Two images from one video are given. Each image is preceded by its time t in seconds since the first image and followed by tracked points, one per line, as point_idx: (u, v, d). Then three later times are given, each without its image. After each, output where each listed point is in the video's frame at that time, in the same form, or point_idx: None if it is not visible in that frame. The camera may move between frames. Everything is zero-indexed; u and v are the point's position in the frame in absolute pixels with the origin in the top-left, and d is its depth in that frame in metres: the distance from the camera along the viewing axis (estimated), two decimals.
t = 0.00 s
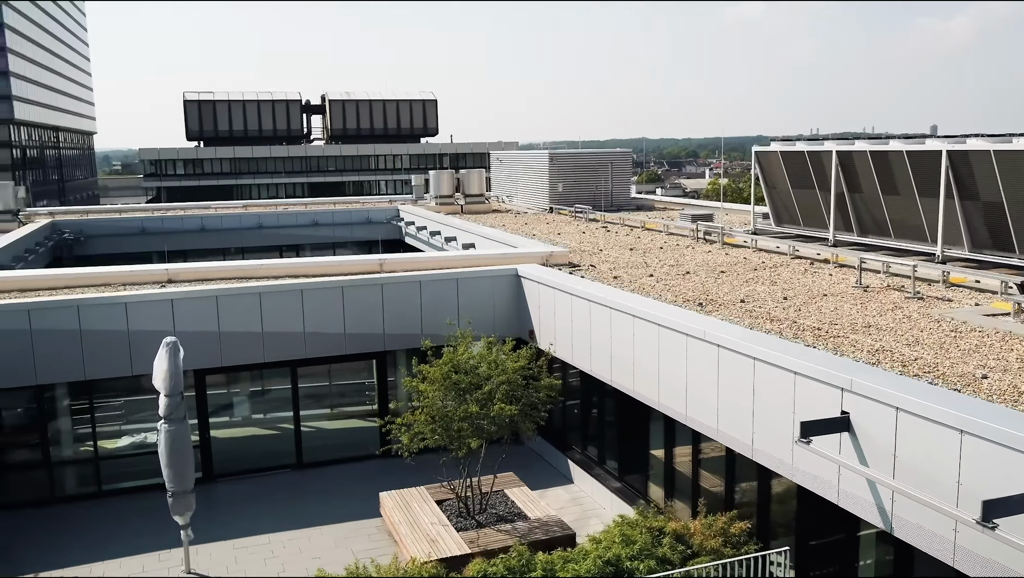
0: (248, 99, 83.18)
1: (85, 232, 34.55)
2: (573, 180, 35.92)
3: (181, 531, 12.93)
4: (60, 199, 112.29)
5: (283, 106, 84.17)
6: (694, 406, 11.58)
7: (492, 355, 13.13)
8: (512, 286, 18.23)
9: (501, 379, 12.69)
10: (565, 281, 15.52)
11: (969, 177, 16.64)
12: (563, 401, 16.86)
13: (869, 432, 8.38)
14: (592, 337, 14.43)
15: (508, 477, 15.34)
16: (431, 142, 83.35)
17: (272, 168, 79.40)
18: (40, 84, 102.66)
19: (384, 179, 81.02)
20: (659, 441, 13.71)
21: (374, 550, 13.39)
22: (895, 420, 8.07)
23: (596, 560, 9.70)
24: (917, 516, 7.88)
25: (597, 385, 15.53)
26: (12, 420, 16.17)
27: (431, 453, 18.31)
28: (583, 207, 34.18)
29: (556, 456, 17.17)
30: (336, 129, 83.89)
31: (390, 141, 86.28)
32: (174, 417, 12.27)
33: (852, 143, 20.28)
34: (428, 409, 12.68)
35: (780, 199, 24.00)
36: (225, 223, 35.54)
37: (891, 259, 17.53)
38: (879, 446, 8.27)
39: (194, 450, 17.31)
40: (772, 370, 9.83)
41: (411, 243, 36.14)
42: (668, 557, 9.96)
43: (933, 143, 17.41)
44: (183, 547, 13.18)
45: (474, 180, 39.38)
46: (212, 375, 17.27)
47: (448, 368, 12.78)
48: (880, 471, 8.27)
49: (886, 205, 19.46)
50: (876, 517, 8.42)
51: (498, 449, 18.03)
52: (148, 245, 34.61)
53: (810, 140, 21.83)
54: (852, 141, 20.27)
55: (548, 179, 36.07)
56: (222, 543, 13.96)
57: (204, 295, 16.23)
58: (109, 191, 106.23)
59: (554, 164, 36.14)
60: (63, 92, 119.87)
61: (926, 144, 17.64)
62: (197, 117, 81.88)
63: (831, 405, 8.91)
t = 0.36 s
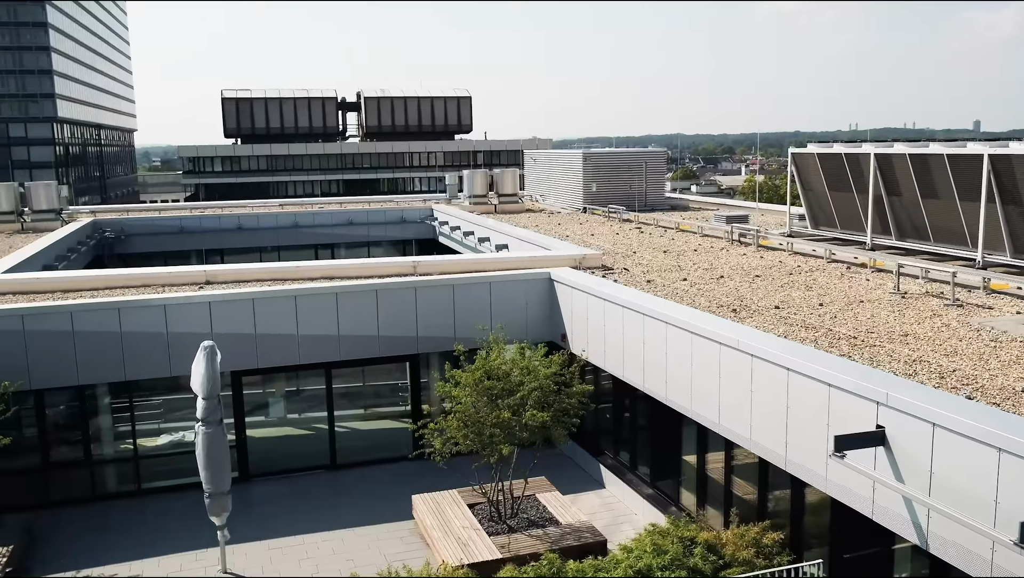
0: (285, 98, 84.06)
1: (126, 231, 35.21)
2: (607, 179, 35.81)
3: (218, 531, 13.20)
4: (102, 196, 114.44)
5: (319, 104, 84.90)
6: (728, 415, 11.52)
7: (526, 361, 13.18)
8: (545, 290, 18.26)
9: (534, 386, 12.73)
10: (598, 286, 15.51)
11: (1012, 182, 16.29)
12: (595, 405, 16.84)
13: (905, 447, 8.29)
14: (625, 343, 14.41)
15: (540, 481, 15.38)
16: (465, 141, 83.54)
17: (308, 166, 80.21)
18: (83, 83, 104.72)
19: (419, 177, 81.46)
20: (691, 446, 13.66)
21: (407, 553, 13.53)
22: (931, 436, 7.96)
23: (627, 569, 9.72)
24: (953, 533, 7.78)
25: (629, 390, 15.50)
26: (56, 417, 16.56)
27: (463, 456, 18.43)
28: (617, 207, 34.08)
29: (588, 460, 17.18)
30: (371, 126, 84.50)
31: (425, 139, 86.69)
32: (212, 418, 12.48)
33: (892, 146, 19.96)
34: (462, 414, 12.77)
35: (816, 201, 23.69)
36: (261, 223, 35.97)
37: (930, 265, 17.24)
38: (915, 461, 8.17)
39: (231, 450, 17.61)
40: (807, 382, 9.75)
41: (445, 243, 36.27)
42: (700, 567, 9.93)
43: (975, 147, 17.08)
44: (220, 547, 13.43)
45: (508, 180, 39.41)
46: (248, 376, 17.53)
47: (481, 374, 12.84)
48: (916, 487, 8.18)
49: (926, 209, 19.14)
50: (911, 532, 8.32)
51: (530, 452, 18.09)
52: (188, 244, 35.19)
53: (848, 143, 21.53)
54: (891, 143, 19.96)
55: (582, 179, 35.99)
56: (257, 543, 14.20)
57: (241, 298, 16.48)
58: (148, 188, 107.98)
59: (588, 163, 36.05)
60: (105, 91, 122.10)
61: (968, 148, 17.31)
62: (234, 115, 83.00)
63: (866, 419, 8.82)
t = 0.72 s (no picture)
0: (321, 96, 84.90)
1: (167, 229, 35.91)
2: (641, 179, 35.68)
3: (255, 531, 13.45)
4: (144, 194, 116.56)
5: (355, 102, 85.55)
6: (762, 423, 11.46)
7: (559, 366, 13.22)
8: (579, 294, 18.29)
9: (567, 392, 12.79)
10: (632, 291, 15.47)
11: None
12: (628, 409, 16.82)
13: (943, 462, 8.19)
14: (659, 349, 14.37)
15: (573, 485, 15.43)
16: (499, 138, 83.64)
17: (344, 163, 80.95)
18: (125, 82, 106.52)
19: (453, 175, 81.82)
20: (725, 451, 13.60)
21: (441, 554, 13.66)
22: (970, 451, 7.86)
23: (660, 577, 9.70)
24: (992, 550, 7.68)
25: (663, 395, 15.46)
26: (99, 415, 16.98)
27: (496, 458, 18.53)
28: (651, 207, 33.95)
29: (621, 464, 17.18)
30: (406, 122, 85.03)
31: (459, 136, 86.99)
32: (249, 420, 12.70)
33: (933, 148, 19.63)
34: (495, 419, 12.85)
35: (855, 203, 23.37)
36: (299, 222, 36.41)
37: (972, 271, 16.93)
38: (954, 477, 8.07)
39: (268, 449, 17.91)
40: (842, 392, 9.66)
41: (479, 242, 36.39)
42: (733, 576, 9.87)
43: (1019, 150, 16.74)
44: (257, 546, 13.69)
45: (542, 179, 39.44)
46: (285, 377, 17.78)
47: (514, 379, 12.93)
48: (954, 502, 8.08)
49: (967, 213, 18.81)
50: (949, 548, 8.23)
51: (562, 455, 18.14)
52: (226, 242, 35.77)
53: (888, 144, 21.22)
54: (932, 146, 19.63)
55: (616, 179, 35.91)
56: (294, 543, 14.42)
57: (278, 300, 16.74)
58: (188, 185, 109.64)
59: (623, 163, 35.94)
60: (146, 89, 124.11)
61: (1011, 151, 16.97)
62: (272, 113, 84.03)
63: (904, 432, 8.72)
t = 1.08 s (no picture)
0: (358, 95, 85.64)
1: (208, 228, 36.54)
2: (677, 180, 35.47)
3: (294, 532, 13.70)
4: (184, 191, 118.45)
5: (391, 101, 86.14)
6: (799, 433, 11.40)
7: (595, 373, 13.25)
8: (615, 298, 18.30)
9: (603, 399, 12.83)
10: (668, 297, 15.45)
11: None
12: (664, 415, 16.79)
13: (985, 478, 8.11)
14: (696, 357, 14.33)
15: (608, 490, 15.45)
16: (535, 137, 83.65)
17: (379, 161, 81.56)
18: (166, 81, 108.23)
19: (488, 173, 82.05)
20: (762, 459, 13.53)
21: (476, 557, 13.81)
22: (1013, 469, 7.78)
23: None
24: None
25: (699, 401, 15.42)
26: (143, 415, 17.38)
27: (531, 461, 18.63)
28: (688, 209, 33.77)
29: (656, 470, 17.16)
30: (441, 121, 85.46)
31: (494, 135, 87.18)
32: (290, 424, 12.93)
33: (976, 152, 19.29)
34: (531, 426, 12.93)
35: (896, 207, 23.04)
36: (336, 222, 36.80)
37: (1016, 278, 16.63)
38: (996, 494, 7.99)
39: (307, 449, 18.20)
40: (882, 405, 9.58)
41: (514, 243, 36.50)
42: None
43: None
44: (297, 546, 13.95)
45: (578, 179, 39.39)
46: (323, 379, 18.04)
47: (550, 386, 12.99)
48: (995, 519, 8.00)
49: (1012, 218, 18.46)
50: (990, 566, 8.14)
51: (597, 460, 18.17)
52: (265, 241, 36.29)
53: (930, 148, 20.90)
54: (976, 149, 19.29)
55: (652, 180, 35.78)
56: (332, 544, 14.66)
57: (318, 303, 17.01)
58: (225, 182, 111.12)
59: (659, 163, 35.78)
60: (187, 88, 125.88)
61: None
62: (309, 111, 84.94)
63: (944, 447, 8.64)
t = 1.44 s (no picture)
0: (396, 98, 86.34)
1: (249, 231, 37.19)
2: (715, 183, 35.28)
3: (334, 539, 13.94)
4: (225, 192, 120.41)
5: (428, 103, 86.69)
6: (839, 449, 11.32)
7: (632, 384, 13.22)
8: (653, 307, 18.30)
9: (640, 411, 12.83)
10: (707, 308, 15.41)
11: None
12: (701, 426, 16.75)
13: None
14: (734, 369, 14.28)
15: (645, 501, 15.46)
16: (571, 138, 83.57)
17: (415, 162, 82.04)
18: (207, 83, 109.97)
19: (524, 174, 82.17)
20: (801, 471, 13.44)
21: (513, 566, 13.93)
22: None
23: None
24: None
25: (737, 413, 15.36)
26: (187, 419, 17.77)
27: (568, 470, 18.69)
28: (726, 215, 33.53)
29: (693, 480, 17.13)
30: (478, 121, 85.84)
31: (530, 135, 87.30)
32: (330, 432, 13.15)
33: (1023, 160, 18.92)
34: (568, 438, 12.99)
35: (939, 215, 22.68)
36: (374, 225, 37.19)
37: None
38: None
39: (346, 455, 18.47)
40: (924, 424, 9.50)
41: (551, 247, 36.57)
42: None
43: None
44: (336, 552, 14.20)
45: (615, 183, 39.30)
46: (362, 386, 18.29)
47: (587, 398, 13.02)
48: None
49: None
50: None
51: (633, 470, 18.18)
52: (304, 244, 36.80)
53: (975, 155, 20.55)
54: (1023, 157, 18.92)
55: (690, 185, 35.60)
56: (371, 550, 14.88)
57: (358, 311, 17.25)
58: (265, 183, 112.71)
59: (697, 167, 35.59)
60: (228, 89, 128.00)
61: None
62: (348, 113, 85.83)
63: (988, 468, 8.55)
